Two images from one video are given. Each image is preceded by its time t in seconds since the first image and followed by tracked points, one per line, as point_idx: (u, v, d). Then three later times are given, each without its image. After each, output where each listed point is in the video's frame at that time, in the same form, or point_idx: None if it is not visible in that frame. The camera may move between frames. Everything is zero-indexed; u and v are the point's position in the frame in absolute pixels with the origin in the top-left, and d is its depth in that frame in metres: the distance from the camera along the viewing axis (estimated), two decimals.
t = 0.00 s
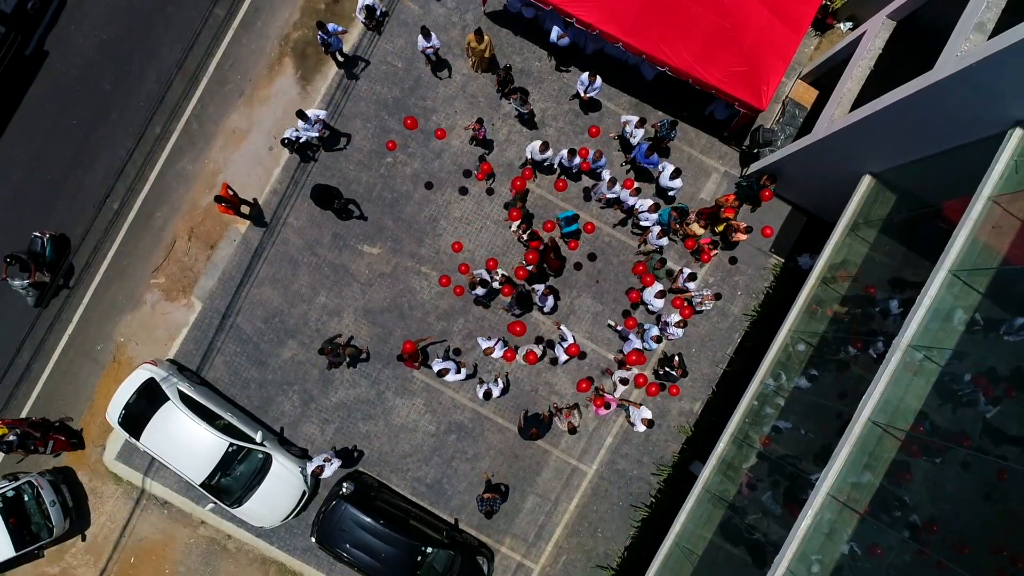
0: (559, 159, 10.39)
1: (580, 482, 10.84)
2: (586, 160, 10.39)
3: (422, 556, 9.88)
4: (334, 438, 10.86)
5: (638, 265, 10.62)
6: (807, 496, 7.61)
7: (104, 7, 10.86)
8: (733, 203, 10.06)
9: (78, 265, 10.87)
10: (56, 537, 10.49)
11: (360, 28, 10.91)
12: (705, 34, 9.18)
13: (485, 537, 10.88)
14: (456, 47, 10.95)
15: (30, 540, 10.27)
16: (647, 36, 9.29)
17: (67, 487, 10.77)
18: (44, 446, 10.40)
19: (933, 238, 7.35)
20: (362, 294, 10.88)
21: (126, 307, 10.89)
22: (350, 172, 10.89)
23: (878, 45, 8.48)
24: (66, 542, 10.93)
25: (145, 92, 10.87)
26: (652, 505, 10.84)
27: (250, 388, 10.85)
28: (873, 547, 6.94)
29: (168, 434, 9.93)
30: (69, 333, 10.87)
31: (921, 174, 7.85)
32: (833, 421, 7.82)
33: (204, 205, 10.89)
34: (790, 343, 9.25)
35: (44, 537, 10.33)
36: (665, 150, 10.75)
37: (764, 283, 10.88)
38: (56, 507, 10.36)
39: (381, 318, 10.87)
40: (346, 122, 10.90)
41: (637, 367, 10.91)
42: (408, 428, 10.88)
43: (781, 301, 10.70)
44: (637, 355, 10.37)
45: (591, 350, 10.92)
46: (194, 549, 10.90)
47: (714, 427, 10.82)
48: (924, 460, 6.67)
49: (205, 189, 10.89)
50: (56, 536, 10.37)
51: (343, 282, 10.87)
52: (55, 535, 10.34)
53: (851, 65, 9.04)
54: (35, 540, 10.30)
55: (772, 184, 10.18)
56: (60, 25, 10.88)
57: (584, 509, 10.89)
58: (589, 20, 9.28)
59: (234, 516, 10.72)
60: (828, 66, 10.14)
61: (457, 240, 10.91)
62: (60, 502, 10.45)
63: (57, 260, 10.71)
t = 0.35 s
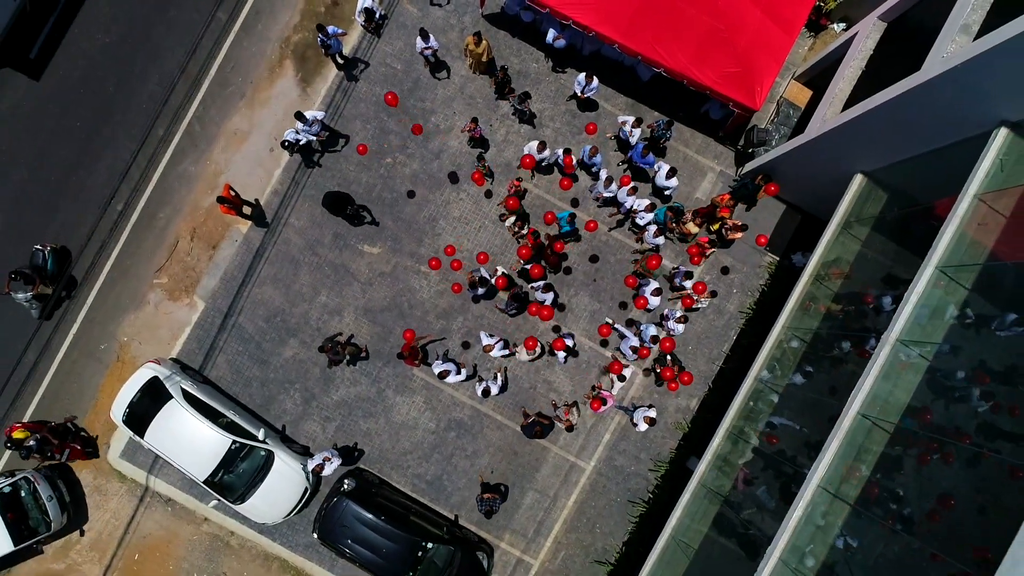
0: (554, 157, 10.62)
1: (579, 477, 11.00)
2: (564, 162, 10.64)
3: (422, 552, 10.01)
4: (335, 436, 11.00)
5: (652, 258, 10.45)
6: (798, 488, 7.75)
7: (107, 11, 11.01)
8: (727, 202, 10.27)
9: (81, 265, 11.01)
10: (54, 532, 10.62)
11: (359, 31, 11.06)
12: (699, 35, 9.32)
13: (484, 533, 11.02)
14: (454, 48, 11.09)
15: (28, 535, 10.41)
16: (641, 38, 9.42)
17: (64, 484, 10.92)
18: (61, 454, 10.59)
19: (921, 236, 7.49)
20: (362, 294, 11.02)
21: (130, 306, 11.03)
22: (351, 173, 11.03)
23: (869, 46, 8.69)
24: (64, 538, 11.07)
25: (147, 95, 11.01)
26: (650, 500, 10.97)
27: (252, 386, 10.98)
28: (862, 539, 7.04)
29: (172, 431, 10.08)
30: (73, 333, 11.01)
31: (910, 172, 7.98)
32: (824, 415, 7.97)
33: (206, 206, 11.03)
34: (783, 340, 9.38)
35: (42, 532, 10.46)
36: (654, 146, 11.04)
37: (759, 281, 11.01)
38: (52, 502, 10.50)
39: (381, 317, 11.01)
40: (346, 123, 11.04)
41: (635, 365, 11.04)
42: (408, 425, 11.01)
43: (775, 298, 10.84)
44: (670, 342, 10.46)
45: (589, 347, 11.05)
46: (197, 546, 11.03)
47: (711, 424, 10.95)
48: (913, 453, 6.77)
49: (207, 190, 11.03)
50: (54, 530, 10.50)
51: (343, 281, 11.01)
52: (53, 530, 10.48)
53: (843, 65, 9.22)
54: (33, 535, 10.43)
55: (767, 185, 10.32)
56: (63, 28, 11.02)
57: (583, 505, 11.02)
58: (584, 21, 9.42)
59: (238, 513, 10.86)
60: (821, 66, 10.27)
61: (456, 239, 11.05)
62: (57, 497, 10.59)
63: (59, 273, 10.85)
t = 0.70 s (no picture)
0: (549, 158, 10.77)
1: (580, 473, 11.18)
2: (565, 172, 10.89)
3: (428, 549, 10.20)
4: (340, 436, 11.17)
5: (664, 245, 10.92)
6: (793, 478, 7.92)
7: (110, 21, 11.19)
8: (722, 201, 10.36)
9: (88, 272, 11.19)
10: (58, 532, 10.79)
11: (358, 36, 11.23)
12: (691, 37, 9.50)
13: (487, 529, 11.20)
14: (451, 53, 11.26)
15: (33, 535, 10.55)
16: (636, 40, 9.60)
17: (67, 485, 11.08)
18: (82, 470, 10.76)
19: (910, 231, 7.68)
20: (364, 296, 11.19)
21: (136, 311, 11.21)
22: (351, 177, 11.21)
23: (858, 46, 8.84)
24: (69, 539, 11.24)
25: (151, 103, 11.18)
26: (651, 494, 11.15)
27: (258, 388, 11.16)
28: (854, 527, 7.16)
29: (180, 433, 10.25)
30: (80, 338, 11.19)
31: (898, 169, 8.20)
32: (818, 407, 8.16)
33: (210, 211, 11.21)
34: (779, 334, 9.61)
35: (47, 532, 10.62)
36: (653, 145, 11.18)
37: (755, 277, 11.19)
38: (56, 503, 10.69)
39: (384, 319, 11.19)
40: (346, 128, 11.22)
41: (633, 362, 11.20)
42: (412, 424, 11.19)
43: (771, 294, 11.02)
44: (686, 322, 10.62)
45: (589, 345, 11.23)
46: (206, 546, 11.21)
47: (709, 418, 11.12)
48: (903, 442, 6.93)
49: (211, 196, 11.21)
50: (59, 530, 10.68)
51: (346, 284, 11.18)
52: (58, 530, 10.65)
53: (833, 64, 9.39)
54: (38, 535, 10.58)
55: (761, 184, 10.47)
56: (67, 39, 11.21)
57: (585, 500, 11.20)
58: (579, 25, 9.59)
59: (245, 513, 11.04)
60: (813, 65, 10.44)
61: (456, 241, 11.23)
62: (61, 498, 10.78)
63: (65, 286, 11.07)
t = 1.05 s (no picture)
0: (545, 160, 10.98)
1: (584, 467, 11.43)
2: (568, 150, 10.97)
3: (437, 545, 10.48)
4: (347, 438, 11.42)
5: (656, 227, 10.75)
6: (787, 465, 8.15)
7: (113, 37, 11.44)
8: (715, 199, 10.68)
9: (97, 283, 11.44)
10: (70, 537, 11.06)
11: (355, 46, 11.48)
12: (681, 39, 9.74)
13: (494, 524, 11.45)
14: (447, 60, 11.51)
15: (46, 540, 10.82)
16: (627, 44, 9.83)
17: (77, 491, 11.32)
18: (108, 490, 11.03)
19: (897, 223, 7.91)
20: (368, 300, 11.44)
21: (145, 320, 11.46)
22: (352, 184, 11.45)
23: (843, 44, 9.08)
24: (83, 542, 11.51)
25: (155, 116, 11.43)
26: (653, 487, 11.39)
27: (267, 393, 11.41)
28: (846, 510, 7.37)
29: (191, 438, 10.50)
30: (91, 347, 11.44)
31: (884, 165, 8.43)
32: (811, 397, 8.41)
33: (215, 221, 11.45)
34: (773, 326, 9.88)
35: (59, 538, 10.89)
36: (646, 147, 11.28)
37: (750, 272, 11.42)
38: (67, 509, 10.94)
39: (387, 321, 11.44)
40: (346, 136, 11.47)
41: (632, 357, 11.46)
42: (417, 424, 11.43)
43: (766, 288, 11.25)
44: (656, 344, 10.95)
45: (589, 342, 11.47)
46: (219, 549, 11.46)
47: (709, 411, 11.36)
48: (893, 428, 7.14)
49: (215, 206, 11.46)
50: (71, 535, 10.95)
51: (350, 288, 11.43)
52: (70, 535, 10.92)
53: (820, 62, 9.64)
54: (51, 541, 10.85)
55: (754, 181, 10.66)
56: (71, 56, 11.47)
57: (589, 494, 11.44)
58: (571, 30, 9.83)
59: (257, 515, 11.28)
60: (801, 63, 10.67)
61: (456, 244, 11.47)
62: (71, 504, 11.02)
63: (74, 304, 11.30)
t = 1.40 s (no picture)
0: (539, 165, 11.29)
1: (588, 460, 11.78)
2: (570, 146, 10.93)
3: (448, 540, 10.81)
4: (358, 439, 11.77)
5: (662, 213, 11.13)
6: (780, 449, 8.51)
7: (118, 58, 11.79)
8: (708, 197, 11.07)
9: (109, 296, 11.78)
10: (91, 543, 11.42)
11: (354, 59, 11.84)
12: (668, 43, 10.07)
13: (503, 518, 11.79)
14: (444, 69, 11.85)
15: (67, 547, 11.18)
16: (616, 49, 10.16)
17: (95, 498, 11.68)
18: (144, 508, 11.30)
19: (880, 215, 8.25)
20: (374, 304, 11.79)
21: (158, 331, 11.80)
22: (355, 193, 11.79)
23: (825, 44, 9.56)
24: (103, 548, 11.87)
25: (161, 133, 11.78)
26: (656, 477, 11.74)
27: (278, 397, 11.75)
28: (832, 490, 7.70)
29: (208, 443, 10.85)
30: (106, 359, 11.79)
31: (866, 160, 8.79)
32: (802, 383, 8.76)
33: (223, 232, 11.80)
34: (767, 317, 10.25)
35: (80, 543, 11.26)
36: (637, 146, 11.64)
37: (744, 266, 11.77)
38: (87, 515, 11.32)
39: (393, 325, 11.78)
40: (347, 146, 11.82)
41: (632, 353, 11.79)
42: (425, 423, 11.78)
43: (759, 280, 11.60)
44: (669, 334, 10.97)
45: (589, 339, 11.81)
46: (237, 550, 11.80)
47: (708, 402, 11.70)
48: (875, 410, 7.47)
49: (223, 218, 11.80)
50: (91, 541, 11.32)
51: (356, 294, 11.77)
52: (90, 540, 11.29)
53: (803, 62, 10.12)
54: (72, 547, 11.21)
55: (744, 178, 10.95)
56: (79, 77, 11.82)
57: (594, 486, 11.78)
58: (562, 37, 10.16)
59: (273, 516, 11.62)
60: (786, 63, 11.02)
61: (457, 248, 11.81)
62: (90, 510, 11.40)
63: (89, 323, 11.63)
